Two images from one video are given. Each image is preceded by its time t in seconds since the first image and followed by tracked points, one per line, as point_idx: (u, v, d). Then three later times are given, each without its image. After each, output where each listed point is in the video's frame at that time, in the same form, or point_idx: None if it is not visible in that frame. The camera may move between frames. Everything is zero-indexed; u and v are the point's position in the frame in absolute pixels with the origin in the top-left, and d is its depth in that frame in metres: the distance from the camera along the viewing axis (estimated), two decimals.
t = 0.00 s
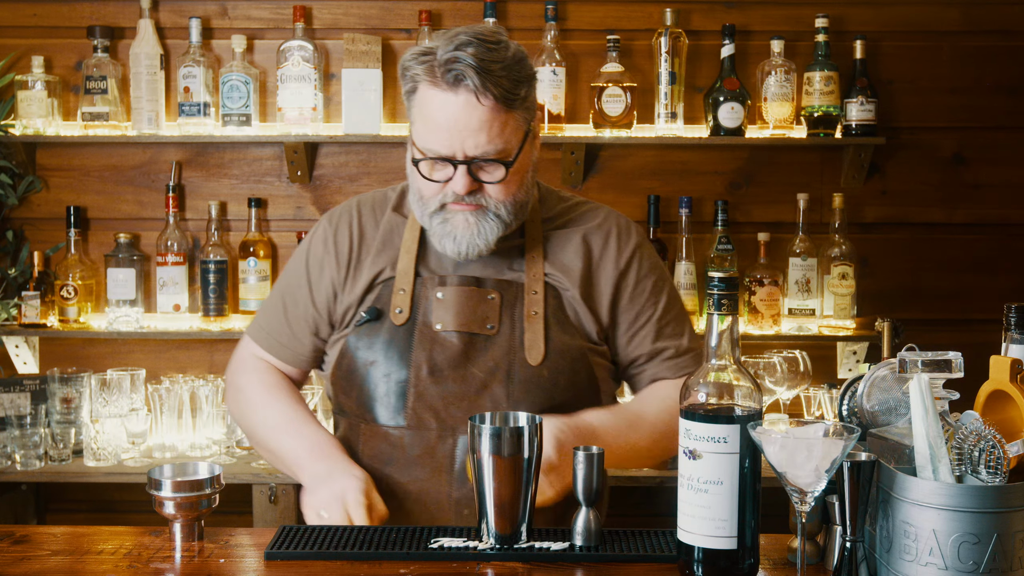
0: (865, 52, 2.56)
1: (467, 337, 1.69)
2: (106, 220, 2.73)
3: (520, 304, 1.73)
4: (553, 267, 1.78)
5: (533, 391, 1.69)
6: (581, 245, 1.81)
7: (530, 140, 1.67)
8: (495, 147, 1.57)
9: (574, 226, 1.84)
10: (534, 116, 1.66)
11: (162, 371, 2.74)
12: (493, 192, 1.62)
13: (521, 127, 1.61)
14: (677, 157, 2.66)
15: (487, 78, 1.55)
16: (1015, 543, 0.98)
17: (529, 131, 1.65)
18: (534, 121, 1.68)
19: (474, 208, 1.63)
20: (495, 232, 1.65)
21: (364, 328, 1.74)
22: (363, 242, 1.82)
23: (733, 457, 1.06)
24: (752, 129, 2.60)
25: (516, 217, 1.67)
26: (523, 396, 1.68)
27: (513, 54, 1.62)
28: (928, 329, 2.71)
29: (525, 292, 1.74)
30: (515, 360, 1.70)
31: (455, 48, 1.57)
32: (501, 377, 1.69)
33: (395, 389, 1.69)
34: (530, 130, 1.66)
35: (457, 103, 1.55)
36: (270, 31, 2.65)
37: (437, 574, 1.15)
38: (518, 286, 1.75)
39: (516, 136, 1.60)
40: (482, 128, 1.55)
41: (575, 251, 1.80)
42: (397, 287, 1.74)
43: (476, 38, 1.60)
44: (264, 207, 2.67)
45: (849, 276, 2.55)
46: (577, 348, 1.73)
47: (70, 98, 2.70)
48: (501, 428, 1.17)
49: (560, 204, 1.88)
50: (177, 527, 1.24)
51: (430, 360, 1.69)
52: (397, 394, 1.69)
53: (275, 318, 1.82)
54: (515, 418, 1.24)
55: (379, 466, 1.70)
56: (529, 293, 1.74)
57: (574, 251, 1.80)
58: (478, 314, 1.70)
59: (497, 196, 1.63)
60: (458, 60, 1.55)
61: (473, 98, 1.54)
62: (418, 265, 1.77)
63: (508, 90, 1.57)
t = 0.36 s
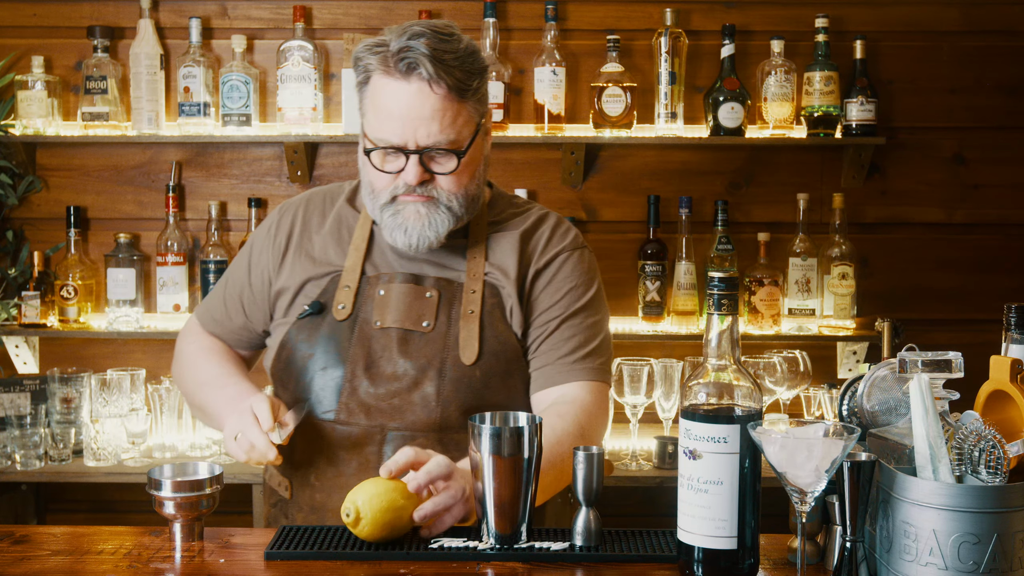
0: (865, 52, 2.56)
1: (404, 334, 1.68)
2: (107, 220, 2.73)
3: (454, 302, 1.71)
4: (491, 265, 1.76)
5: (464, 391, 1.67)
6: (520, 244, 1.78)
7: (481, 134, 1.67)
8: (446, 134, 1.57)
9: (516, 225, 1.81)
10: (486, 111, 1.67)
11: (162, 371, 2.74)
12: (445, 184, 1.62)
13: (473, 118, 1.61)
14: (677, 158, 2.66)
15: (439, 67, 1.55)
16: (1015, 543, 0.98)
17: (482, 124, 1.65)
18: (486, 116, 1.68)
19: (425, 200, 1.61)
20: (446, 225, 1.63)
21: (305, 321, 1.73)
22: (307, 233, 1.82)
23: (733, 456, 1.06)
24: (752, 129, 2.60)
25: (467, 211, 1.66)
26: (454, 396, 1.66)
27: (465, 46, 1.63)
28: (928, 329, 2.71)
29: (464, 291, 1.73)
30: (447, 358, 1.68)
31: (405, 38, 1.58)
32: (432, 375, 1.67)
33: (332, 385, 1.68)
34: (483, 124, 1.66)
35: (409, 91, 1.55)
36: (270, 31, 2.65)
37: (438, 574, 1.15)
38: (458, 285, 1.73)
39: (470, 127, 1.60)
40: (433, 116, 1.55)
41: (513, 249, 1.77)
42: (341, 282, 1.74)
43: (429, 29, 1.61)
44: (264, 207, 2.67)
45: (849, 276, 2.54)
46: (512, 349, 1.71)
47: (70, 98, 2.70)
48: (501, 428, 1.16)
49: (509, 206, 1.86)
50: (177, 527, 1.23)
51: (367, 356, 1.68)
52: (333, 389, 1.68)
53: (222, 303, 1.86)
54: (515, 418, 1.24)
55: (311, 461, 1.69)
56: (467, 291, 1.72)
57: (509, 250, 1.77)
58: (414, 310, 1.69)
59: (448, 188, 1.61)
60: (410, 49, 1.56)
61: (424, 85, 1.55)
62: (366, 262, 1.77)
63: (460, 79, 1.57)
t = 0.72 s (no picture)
0: (865, 52, 2.56)
1: (386, 339, 1.68)
2: (107, 220, 2.73)
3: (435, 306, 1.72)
4: (468, 266, 1.78)
5: (453, 394, 1.68)
6: (496, 244, 1.81)
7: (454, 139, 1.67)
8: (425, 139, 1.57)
9: (488, 226, 1.83)
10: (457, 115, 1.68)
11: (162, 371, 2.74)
12: (421, 189, 1.62)
13: (449, 123, 1.62)
14: (677, 158, 2.66)
15: (417, 71, 1.56)
16: (1015, 543, 0.98)
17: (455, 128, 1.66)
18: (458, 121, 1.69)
19: (402, 205, 1.61)
20: (423, 231, 1.63)
21: (277, 330, 1.69)
22: (286, 237, 1.77)
23: (733, 457, 1.06)
24: (751, 129, 2.60)
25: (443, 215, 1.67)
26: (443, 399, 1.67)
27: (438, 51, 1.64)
28: (928, 329, 2.71)
29: (442, 294, 1.73)
30: (434, 362, 1.69)
31: (379, 43, 1.59)
32: (419, 379, 1.68)
33: (312, 393, 1.66)
34: (456, 128, 1.67)
35: (387, 95, 1.55)
36: (270, 31, 2.65)
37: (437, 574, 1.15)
38: (436, 288, 1.74)
39: (445, 131, 1.61)
40: (411, 121, 1.55)
41: (490, 249, 1.79)
42: (313, 287, 1.70)
43: (401, 33, 1.62)
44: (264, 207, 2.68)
45: (849, 277, 2.54)
46: (498, 347, 1.74)
47: (70, 98, 2.70)
48: (501, 428, 1.16)
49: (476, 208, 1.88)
50: (176, 527, 1.23)
51: (347, 363, 1.67)
52: (313, 397, 1.66)
53: (198, 312, 1.72)
54: (515, 418, 1.24)
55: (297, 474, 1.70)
56: (447, 294, 1.73)
57: (486, 250, 1.79)
58: (396, 315, 1.68)
59: (425, 193, 1.62)
60: (387, 53, 1.56)
61: (402, 89, 1.55)
62: (336, 266, 1.74)
63: (437, 84, 1.58)
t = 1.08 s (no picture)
0: (865, 52, 2.56)
1: (385, 341, 1.68)
2: (107, 220, 2.73)
3: (435, 307, 1.72)
4: (467, 268, 1.78)
5: (453, 397, 1.69)
6: (496, 246, 1.81)
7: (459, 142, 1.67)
8: (431, 143, 1.56)
9: (488, 228, 1.83)
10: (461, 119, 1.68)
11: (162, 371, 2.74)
12: (425, 192, 1.62)
13: (454, 127, 1.61)
14: (677, 158, 2.66)
15: (425, 74, 1.55)
16: (1016, 543, 0.98)
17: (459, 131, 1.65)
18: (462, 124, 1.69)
19: (405, 208, 1.61)
20: (425, 234, 1.63)
21: (275, 331, 1.69)
22: (280, 232, 1.77)
23: (733, 457, 1.06)
24: (752, 129, 2.60)
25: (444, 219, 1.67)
26: (443, 402, 1.69)
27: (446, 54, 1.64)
28: (928, 329, 2.71)
29: (443, 296, 1.73)
30: (434, 364, 1.69)
31: (389, 45, 1.58)
32: (419, 382, 1.68)
33: (311, 394, 1.67)
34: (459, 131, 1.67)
35: (394, 98, 1.54)
36: (270, 31, 2.65)
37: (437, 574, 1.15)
38: (436, 290, 1.74)
39: (450, 134, 1.60)
40: (418, 124, 1.54)
41: (490, 251, 1.79)
42: (313, 288, 1.70)
43: (408, 35, 1.62)
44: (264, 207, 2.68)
45: (849, 277, 2.54)
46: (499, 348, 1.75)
47: (70, 98, 2.70)
48: (501, 428, 1.16)
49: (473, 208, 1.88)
50: (177, 527, 1.23)
51: (348, 365, 1.67)
52: (312, 398, 1.67)
53: (186, 304, 1.72)
54: (515, 418, 1.24)
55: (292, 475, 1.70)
56: (447, 297, 1.73)
57: (484, 252, 1.79)
58: (396, 317, 1.69)
59: (428, 197, 1.62)
60: (395, 56, 1.56)
61: (410, 93, 1.54)
62: (335, 266, 1.74)
63: (444, 88, 1.57)
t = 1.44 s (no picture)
0: (865, 52, 2.56)
1: (370, 341, 1.67)
2: (107, 220, 2.73)
3: (421, 305, 1.71)
4: (453, 266, 1.77)
5: (437, 396, 1.68)
6: (483, 243, 1.80)
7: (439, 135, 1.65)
8: (407, 140, 1.55)
9: (474, 225, 1.82)
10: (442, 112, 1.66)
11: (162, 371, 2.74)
12: (405, 189, 1.59)
13: (433, 121, 1.59)
14: (677, 158, 2.66)
15: (401, 71, 1.53)
16: (1016, 543, 0.98)
17: (440, 126, 1.63)
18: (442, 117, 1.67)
19: (385, 205, 1.59)
20: (405, 231, 1.60)
21: (262, 331, 1.68)
22: (260, 233, 1.76)
23: (733, 457, 1.06)
24: (752, 129, 2.60)
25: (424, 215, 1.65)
26: (427, 400, 1.67)
27: (424, 47, 1.61)
28: (928, 329, 2.71)
29: (428, 295, 1.72)
30: (419, 363, 1.68)
31: (365, 41, 1.56)
32: (404, 380, 1.67)
33: (297, 394, 1.66)
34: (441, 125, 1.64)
35: (370, 96, 1.53)
36: (270, 31, 2.65)
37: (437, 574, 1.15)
38: (421, 288, 1.73)
39: (430, 130, 1.59)
40: (394, 122, 1.53)
41: (476, 249, 1.78)
42: (300, 290, 1.69)
43: (385, 31, 1.59)
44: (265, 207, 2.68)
45: (849, 277, 2.54)
46: (484, 347, 1.72)
47: (70, 98, 2.70)
48: (501, 428, 1.16)
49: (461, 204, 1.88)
50: (177, 527, 1.23)
51: (333, 365, 1.66)
52: (298, 398, 1.66)
53: (164, 294, 1.73)
54: (515, 418, 1.24)
55: (278, 473, 1.70)
56: (432, 295, 1.72)
57: (471, 250, 1.78)
58: (381, 316, 1.67)
59: (408, 193, 1.59)
60: (371, 53, 1.53)
61: (385, 91, 1.53)
62: (322, 265, 1.73)
63: (421, 84, 1.55)
